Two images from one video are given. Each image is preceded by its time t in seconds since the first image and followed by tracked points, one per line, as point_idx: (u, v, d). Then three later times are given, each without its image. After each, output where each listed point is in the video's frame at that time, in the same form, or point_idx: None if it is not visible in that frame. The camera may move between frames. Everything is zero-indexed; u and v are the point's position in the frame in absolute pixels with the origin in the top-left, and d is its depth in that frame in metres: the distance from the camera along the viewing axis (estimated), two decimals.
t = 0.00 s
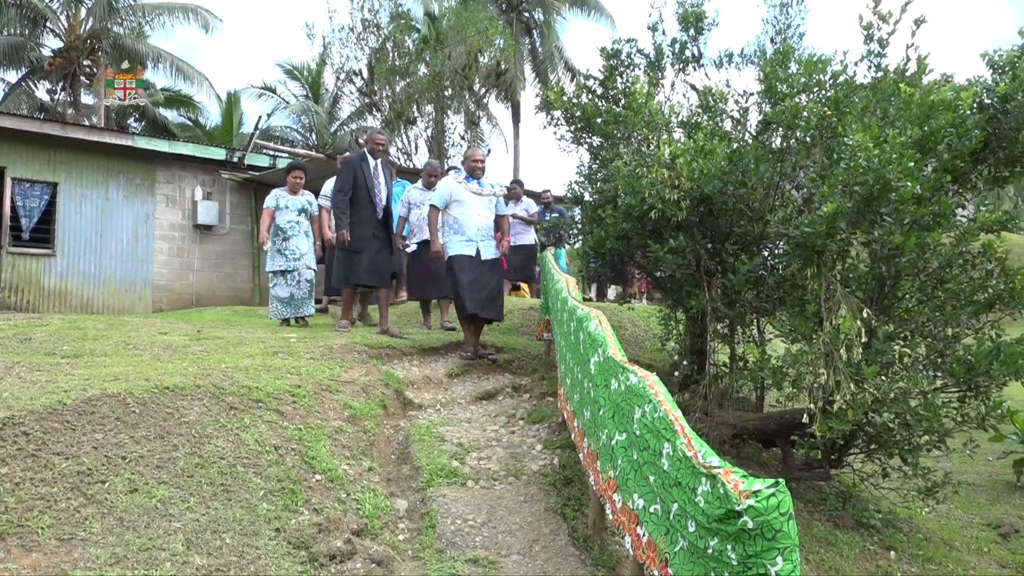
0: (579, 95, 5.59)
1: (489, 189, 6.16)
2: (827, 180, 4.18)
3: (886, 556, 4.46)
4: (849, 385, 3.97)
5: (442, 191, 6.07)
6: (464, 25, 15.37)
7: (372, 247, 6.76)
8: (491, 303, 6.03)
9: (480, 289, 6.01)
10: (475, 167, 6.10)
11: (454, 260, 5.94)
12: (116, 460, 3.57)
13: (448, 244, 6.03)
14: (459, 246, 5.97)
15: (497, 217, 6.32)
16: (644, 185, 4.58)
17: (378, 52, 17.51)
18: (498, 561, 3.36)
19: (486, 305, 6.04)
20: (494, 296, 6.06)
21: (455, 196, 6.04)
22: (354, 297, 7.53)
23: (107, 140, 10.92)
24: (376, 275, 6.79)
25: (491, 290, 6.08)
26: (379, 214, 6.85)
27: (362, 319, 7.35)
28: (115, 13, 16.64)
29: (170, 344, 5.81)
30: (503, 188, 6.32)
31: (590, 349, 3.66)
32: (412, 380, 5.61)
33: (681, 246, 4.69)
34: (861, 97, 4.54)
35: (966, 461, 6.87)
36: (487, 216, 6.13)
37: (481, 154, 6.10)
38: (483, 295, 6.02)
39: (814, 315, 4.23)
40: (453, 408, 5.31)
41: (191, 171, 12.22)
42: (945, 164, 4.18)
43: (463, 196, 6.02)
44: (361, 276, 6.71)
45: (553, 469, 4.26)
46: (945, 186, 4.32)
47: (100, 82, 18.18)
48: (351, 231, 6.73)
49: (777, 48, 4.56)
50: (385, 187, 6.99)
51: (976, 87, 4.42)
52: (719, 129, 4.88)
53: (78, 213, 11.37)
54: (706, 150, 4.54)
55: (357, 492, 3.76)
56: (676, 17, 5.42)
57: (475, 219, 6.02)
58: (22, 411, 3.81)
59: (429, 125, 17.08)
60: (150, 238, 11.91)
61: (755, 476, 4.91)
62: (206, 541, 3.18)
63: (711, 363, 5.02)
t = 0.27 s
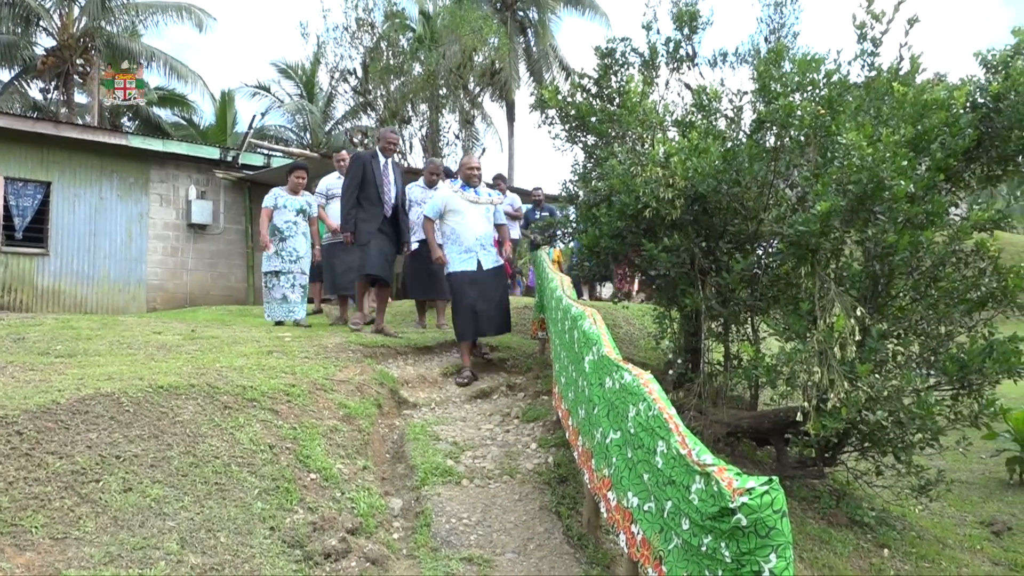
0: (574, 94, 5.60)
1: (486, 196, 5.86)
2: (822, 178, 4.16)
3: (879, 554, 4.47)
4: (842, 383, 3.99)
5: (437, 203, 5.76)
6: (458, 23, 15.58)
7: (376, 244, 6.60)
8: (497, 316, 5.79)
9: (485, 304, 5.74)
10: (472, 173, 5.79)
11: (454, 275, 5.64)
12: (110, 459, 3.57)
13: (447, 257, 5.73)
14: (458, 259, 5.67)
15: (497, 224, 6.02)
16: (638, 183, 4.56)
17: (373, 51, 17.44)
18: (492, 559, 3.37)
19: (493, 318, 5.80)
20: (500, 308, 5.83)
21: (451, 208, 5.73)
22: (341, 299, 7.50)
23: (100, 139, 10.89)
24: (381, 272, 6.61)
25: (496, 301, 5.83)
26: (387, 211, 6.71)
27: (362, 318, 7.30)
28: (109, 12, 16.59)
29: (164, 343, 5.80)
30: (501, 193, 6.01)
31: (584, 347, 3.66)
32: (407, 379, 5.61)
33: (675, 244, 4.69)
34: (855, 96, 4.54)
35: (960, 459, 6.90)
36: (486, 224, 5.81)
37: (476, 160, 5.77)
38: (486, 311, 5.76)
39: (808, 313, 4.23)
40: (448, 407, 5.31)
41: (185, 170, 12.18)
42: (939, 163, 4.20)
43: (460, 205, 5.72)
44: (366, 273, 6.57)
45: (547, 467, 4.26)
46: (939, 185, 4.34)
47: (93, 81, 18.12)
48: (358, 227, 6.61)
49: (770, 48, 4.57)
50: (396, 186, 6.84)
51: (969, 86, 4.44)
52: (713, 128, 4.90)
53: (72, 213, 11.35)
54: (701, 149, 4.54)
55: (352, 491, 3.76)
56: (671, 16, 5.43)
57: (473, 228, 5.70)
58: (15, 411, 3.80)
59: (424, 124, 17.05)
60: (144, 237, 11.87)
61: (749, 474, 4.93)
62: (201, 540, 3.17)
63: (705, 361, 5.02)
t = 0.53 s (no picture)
0: (569, 91, 5.59)
1: (482, 197, 5.73)
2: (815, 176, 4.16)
3: (872, 550, 4.49)
4: (835, 381, 4.01)
5: (432, 205, 5.68)
6: (453, 20, 15.91)
7: (377, 244, 6.54)
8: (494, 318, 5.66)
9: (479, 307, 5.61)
10: (466, 174, 5.66)
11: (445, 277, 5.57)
12: (104, 456, 3.56)
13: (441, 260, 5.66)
14: (450, 262, 5.59)
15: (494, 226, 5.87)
16: (632, 181, 4.55)
17: (367, 48, 17.19)
18: (486, 556, 3.37)
19: (490, 320, 5.67)
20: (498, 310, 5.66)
21: (444, 209, 5.62)
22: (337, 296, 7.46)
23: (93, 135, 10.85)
24: (382, 271, 6.56)
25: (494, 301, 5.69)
26: (388, 211, 6.61)
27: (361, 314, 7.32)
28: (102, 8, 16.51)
29: (158, 341, 5.79)
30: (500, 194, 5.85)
31: (578, 344, 3.67)
32: (401, 376, 5.62)
33: (670, 242, 4.70)
34: (849, 94, 4.56)
35: (952, 457, 6.93)
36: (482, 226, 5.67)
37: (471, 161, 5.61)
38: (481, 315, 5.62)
39: (801, 311, 4.26)
40: (442, 404, 5.31)
41: (179, 167, 12.13)
42: (932, 161, 4.22)
43: (453, 207, 5.60)
44: (367, 274, 6.52)
45: (541, 464, 4.27)
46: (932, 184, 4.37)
47: (87, 77, 18.06)
48: (358, 226, 6.55)
49: (765, 45, 4.55)
50: (400, 183, 6.70)
51: (962, 85, 4.45)
52: (707, 126, 4.90)
53: (65, 209, 11.32)
54: (695, 147, 4.51)
55: (346, 487, 3.76)
56: (665, 14, 5.44)
57: (467, 230, 5.59)
58: (8, 408, 3.79)
59: (418, 122, 16.99)
60: (138, 234, 11.84)
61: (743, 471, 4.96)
62: (195, 537, 3.17)
63: (699, 359, 5.03)
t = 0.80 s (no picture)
0: (563, 87, 5.59)
1: (485, 195, 5.49)
2: (809, 172, 4.20)
3: (865, 544, 4.51)
4: (828, 375, 4.03)
5: (432, 202, 5.48)
6: (447, 16, 15.95)
7: (376, 241, 6.43)
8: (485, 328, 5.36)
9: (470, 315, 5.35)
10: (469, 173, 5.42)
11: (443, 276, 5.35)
12: (96, 453, 3.56)
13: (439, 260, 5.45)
14: (448, 261, 5.39)
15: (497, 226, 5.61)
16: (626, 177, 4.53)
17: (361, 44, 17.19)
18: (480, 551, 3.37)
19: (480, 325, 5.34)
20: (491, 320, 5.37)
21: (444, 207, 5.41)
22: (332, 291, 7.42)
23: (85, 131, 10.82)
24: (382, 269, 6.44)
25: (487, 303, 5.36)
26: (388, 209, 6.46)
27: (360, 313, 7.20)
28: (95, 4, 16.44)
29: (151, 337, 5.77)
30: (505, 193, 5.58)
31: (572, 340, 3.68)
32: (395, 372, 5.63)
33: (663, 238, 4.73)
34: (842, 90, 4.57)
35: (944, 451, 6.96)
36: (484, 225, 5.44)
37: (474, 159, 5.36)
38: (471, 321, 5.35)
39: (794, 306, 4.27)
40: (436, 400, 5.30)
41: (173, 163, 12.10)
42: (924, 156, 4.23)
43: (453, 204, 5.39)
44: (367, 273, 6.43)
45: (535, 459, 4.28)
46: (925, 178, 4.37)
47: (79, 73, 17.98)
48: (358, 224, 6.45)
49: (758, 41, 4.55)
50: (402, 180, 6.52)
51: (955, 80, 4.45)
52: (701, 121, 4.90)
53: (58, 206, 11.28)
54: (688, 142, 4.51)
55: (340, 483, 3.76)
56: (659, 10, 5.44)
57: (467, 229, 5.37)
58: (1, 404, 3.79)
59: (412, 118, 16.97)
60: (131, 231, 11.81)
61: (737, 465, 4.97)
62: (188, 533, 3.17)
63: (693, 354, 5.03)
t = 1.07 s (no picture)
0: (555, 80, 5.58)
1: (493, 197, 5.25)
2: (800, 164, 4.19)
3: (856, 534, 4.54)
4: (820, 367, 4.06)
5: (439, 202, 5.27)
6: (440, 8, 16.17)
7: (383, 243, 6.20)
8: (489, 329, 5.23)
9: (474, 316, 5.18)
10: (478, 173, 5.18)
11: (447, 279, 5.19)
12: (89, 445, 3.56)
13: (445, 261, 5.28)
14: (453, 263, 5.22)
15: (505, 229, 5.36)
16: (619, 169, 4.52)
17: (353, 36, 17.13)
18: (473, 542, 3.39)
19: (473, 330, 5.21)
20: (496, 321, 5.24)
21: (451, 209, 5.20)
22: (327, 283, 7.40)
23: (75, 124, 10.78)
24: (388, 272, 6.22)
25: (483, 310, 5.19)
26: (396, 211, 6.25)
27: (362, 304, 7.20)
28: None
29: (143, 330, 5.76)
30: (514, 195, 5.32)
31: (564, 332, 3.68)
32: (388, 364, 5.64)
33: (656, 230, 4.71)
34: (834, 83, 4.58)
35: (935, 442, 7.01)
36: (492, 228, 5.21)
37: (484, 160, 5.09)
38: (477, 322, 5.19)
39: (786, 298, 4.29)
40: (430, 392, 5.31)
41: (165, 156, 12.05)
42: (916, 149, 4.24)
43: (459, 206, 5.17)
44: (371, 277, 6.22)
45: (528, 451, 4.29)
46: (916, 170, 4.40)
47: (70, 65, 17.88)
48: (364, 226, 6.26)
49: (751, 34, 4.54)
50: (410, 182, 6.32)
51: (946, 73, 4.46)
52: (694, 114, 4.89)
53: (49, 199, 11.23)
54: (680, 134, 4.50)
55: (333, 475, 3.77)
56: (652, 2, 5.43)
57: (473, 230, 5.18)
58: None
59: (405, 111, 16.95)
60: (122, 224, 11.76)
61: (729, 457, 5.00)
62: (181, 525, 3.17)
63: (686, 346, 5.05)
